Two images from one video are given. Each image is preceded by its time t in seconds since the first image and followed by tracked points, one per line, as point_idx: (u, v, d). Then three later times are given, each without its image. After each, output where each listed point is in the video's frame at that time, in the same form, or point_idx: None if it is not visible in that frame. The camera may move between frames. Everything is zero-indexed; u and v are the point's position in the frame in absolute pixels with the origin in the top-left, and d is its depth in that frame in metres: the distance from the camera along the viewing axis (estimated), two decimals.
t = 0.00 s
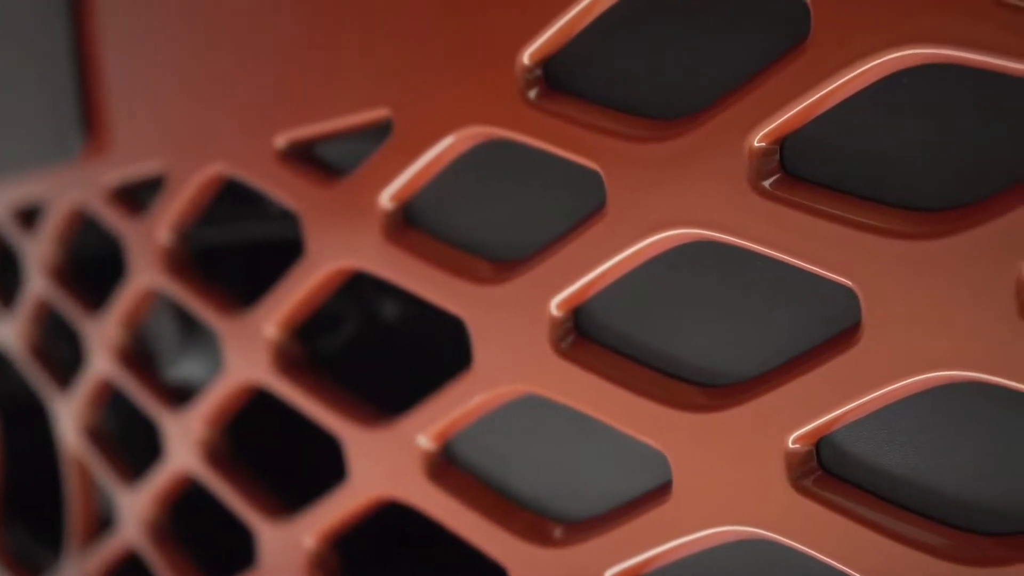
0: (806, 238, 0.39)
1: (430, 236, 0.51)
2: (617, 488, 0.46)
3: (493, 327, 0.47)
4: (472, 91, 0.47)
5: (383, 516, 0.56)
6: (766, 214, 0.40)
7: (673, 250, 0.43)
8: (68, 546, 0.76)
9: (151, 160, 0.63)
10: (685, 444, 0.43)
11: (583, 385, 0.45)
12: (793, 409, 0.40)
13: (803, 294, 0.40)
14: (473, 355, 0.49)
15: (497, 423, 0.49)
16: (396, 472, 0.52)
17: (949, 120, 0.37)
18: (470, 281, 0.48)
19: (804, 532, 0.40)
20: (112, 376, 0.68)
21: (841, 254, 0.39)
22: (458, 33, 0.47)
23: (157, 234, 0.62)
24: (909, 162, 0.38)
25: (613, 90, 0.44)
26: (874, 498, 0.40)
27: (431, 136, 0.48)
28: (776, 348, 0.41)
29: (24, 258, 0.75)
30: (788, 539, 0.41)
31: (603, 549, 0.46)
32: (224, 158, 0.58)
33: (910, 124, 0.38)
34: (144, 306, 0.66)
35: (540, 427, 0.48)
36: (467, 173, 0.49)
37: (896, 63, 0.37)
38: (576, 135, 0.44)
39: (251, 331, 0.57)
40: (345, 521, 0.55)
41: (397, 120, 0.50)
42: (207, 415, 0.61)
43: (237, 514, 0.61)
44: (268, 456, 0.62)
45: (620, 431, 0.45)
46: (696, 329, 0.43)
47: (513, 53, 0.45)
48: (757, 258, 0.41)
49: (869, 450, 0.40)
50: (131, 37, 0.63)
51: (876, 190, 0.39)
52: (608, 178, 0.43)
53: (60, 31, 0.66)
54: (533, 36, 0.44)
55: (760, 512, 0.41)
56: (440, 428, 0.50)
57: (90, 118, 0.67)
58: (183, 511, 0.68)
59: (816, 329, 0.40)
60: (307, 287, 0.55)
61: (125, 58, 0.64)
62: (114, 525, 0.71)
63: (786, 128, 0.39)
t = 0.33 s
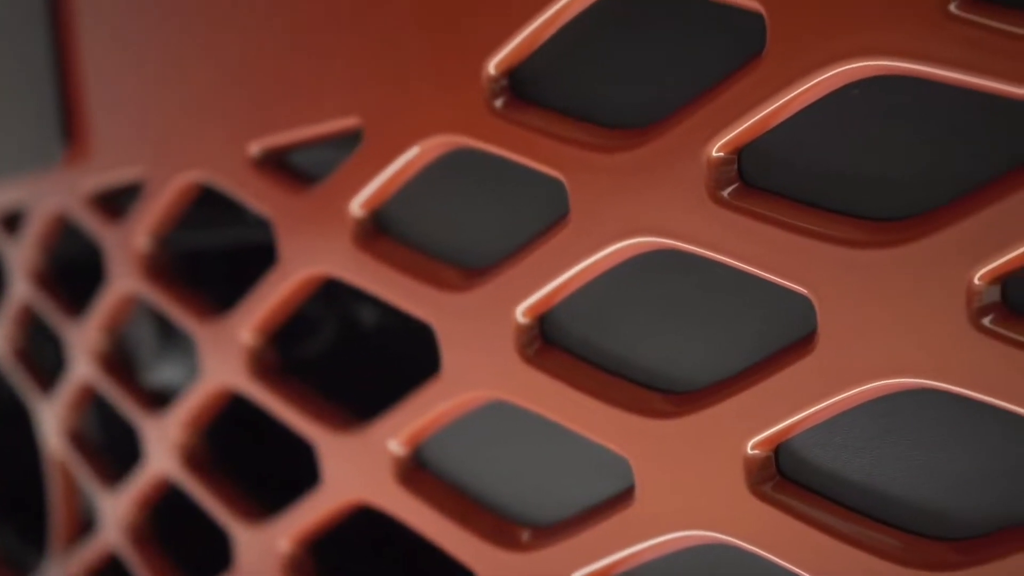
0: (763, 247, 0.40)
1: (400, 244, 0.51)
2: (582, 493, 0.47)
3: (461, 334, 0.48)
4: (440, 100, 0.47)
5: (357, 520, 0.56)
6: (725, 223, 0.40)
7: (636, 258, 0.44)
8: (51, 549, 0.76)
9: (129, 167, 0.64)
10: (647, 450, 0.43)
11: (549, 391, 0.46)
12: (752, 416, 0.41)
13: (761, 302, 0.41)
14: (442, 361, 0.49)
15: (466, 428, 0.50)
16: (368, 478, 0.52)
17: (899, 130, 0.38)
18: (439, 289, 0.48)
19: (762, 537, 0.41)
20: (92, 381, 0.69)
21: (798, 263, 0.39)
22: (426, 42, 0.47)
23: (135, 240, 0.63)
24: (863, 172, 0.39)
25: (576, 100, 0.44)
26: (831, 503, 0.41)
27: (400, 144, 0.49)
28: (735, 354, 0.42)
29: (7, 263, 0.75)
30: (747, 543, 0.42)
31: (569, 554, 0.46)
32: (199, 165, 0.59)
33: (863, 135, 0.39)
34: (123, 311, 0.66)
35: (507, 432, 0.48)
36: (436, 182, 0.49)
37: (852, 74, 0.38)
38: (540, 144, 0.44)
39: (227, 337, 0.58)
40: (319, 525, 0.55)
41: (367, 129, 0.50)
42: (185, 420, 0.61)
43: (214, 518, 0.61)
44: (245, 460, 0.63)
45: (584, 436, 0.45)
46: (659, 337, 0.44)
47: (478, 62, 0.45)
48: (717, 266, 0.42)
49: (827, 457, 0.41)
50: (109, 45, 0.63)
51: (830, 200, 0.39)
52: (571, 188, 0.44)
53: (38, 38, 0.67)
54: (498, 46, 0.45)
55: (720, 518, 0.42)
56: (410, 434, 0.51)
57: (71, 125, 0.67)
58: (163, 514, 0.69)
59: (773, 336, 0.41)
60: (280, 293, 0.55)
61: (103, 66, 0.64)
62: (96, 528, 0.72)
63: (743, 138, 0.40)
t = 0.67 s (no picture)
0: (719, 257, 0.40)
1: (369, 252, 0.52)
2: (547, 499, 0.47)
3: (428, 342, 0.48)
4: (407, 111, 0.48)
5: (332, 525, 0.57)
6: (682, 233, 0.41)
7: (597, 267, 0.44)
8: (33, 552, 0.77)
9: (107, 174, 0.64)
10: (609, 456, 0.44)
11: (513, 398, 0.46)
12: (710, 423, 0.41)
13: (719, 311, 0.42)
14: (409, 367, 0.49)
15: (434, 435, 0.50)
16: (339, 483, 0.53)
17: (852, 143, 0.38)
18: (406, 297, 0.49)
19: (720, 543, 0.42)
20: (73, 387, 0.69)
21: (753, 273, 0.40)
22: (392, 53, 0.48)
23: (113, 247, 0.63)
24: (817, 184, 0.39)
25: (538, 111, 0.45)
26: (787, 509, 0.41)
27: (367, 154, 0.49)
28: (694, 362, 0.43)
29: None
30: (705, 549, 0.42)
31: (533, 558, 0.47)
32: (174, 173, 0.59)
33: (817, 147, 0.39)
34: (103, 317, 0.67)
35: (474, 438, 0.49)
36: (403, 191, 0.50)
37: (804, 86, 0.38)
38: (503, 155, 0.45)
39: (202, 343, 0.58)
40: (292, 529, 0.56)
41: (335, 139, 0.51)
42: (162, 425, 0.62)
43: (191, 522, 0.62)
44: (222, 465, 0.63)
45: (548, 443, 0.46)
46: (620, 345, 0.44)
47: (443, 73, 0.46)
48: (675, 276, 0.42)
49: (783, 464, 0.41)
50: (86, 54, 0.64)
51: (785, 211, 0.40)
52: (533, 198, 0.44)
53: (17, 47, 0.67)
54: (462, 58, 0.45)
55: (679, 523, 0.42)
56: (380, 439, 0.51)
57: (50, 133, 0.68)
58: (143, 518, 0.69)
59: (729, 345, 0.42)
60: (253, 300, 0.55)
61: (81, 74, 0.64)
62: (77, 532, 0.72)
63: (699, 150, 0.41)
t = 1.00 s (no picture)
0: (679, 266, 0.41)
1: (340, 259, 0.52)
2: (513, 504, 0.48)
3: (397, 348, 0.49)
4: (376, 120, 0.48)
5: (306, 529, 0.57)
6: (643, 243, 0.42)
7: (561, 275, 0.45)
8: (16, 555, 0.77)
9: (84, 181, 0.64)
10: (573, 462, 0.44)
11: (480, 404, 0.47)
12: (672, 430, 0.42)
13: (679, 319, 0.42)
14: (379, 373, 0.50)
15: (404, 440, 0.51)
16: (311, 487, 0.53)
17: (808, 154, 0.39)
18: (376, 303, 0.49)
19: (681, 548, 0.42)
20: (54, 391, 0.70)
21: (712, 282, 0.40)
22: (362, 62, 0.48)
23: (91, 253, 0.64)
24: (774, 194, 0.40)
25: (503, 121, 0.45)
26: (746, 515, 0.42)
27: (338, 161, 0.50)
28: (656, 369, 0.43)
29: None
30: (667, 554, 0.43)
31: (500, 563, 0.47)
32: (150, 180, 0.60)
33: (773, 157, 0.40)
34: (83, 323, 0.67)
35: (442, 443, 0.49)
36: (373, 199, 0.50)
37: (761, 97, 0.39)
38: (469, 165, 0.45)
39: (179, 349, 0.59)
40: (266, 534, 0.57)
41: (306, 147, 0.51)
42: (139, 430, 0.62)
43: (169, 526, 0.62)
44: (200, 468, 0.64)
45: (515, 449, 0.46)
46: (584, 352, 0.45)
47: (411, 83, 0.47)
48: (636, 284, 0.43)
49: (742, 470, 0.42)
50: (62, 61, 0.64)
51: (743, 221, 0.41)
52: (498, 207, 0.45)
53: None
54: (429, 69, 0.46)
55: (642, 528, 0.43)
56: (351, 444, 0.52)
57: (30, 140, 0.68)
58: (123, 522, 0.70)
59: (690, 352, 0.42)
60: (228, 307, 0.56)
61: (57, 81, 0.65)
62: (58, 535, 0.73)
63: (659, 160, 0.41)
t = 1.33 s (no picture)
0: (638, 274, 0.41)
1: (310, 266, 0.52)
2: (479, 509, 0.48)
3: (365, 355, 0.49)
4: (343, 128, 0.49)
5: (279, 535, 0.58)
6: (602, 251, 0.42)
7: (524, 283, 0.45)
8: None
9: (62, 187, 0.65)
10: (537, 467, 0.45)
11: (447, 410, 0.47)
12: (632, 436, 0.42)
13: (638, 328, 0.43)
14: (348, 380, 0.50)
15: (374, 445, 0.51)
16: (283, 492, 0.54)
17: (763, 164, 0.40)
18: (345, 310, 0.50)
19: (641, 553, 0.43)
20: (34, 396, 0.70)
21: (670, 290, 0.41)
22: (331, 72, 0.49)
23: (69, 259, 0.64)
24: (730, 204, 0.40)
25: (467, 130, 0.46)
26: (704, 520, 0.43)
27: (308, 170, 0.50)
28: (617, 376, 0.44)
29: None
30: (627, 558, 0.43)
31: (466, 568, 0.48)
32: (124, 187, 0.60)
33: (729, 168, 0.40)
34: (62, 328, 0.68)
35: (411, 449, 0.50)
36: (342, 207, 0.51)
37: (716, 109, 0.39)
38: (434, 174, 0.46)
39: (154, 354, 0.59)
40: (241, 538, 0.57)
41: (276, 155, 0.52)
42: (117, 435, 0.63)
43: (146, 530, 0.63)
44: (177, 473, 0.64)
45: (480, 455, 0.47)
46: (547, 360, 0.45)
47: (379, 92, 0.47)
48: (597, 292, 0.43)
49: (701, 476, 0.43)
50: (38, 69, 0.64)
51: (700, 230, 0.41)
52: (463, 216, 0.46)
53: None
54: (395, 79, 0.47)
55: (604, 533, 0.43)
56: (322, 450, 0.52)
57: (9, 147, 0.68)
58: (102, 526, 0.70)
59: (649, 360, 0.43)
60: (201, 313, 0.56)
61: (33, 89, 0.65)
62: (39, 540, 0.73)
63: (618, 170, 0.42)
